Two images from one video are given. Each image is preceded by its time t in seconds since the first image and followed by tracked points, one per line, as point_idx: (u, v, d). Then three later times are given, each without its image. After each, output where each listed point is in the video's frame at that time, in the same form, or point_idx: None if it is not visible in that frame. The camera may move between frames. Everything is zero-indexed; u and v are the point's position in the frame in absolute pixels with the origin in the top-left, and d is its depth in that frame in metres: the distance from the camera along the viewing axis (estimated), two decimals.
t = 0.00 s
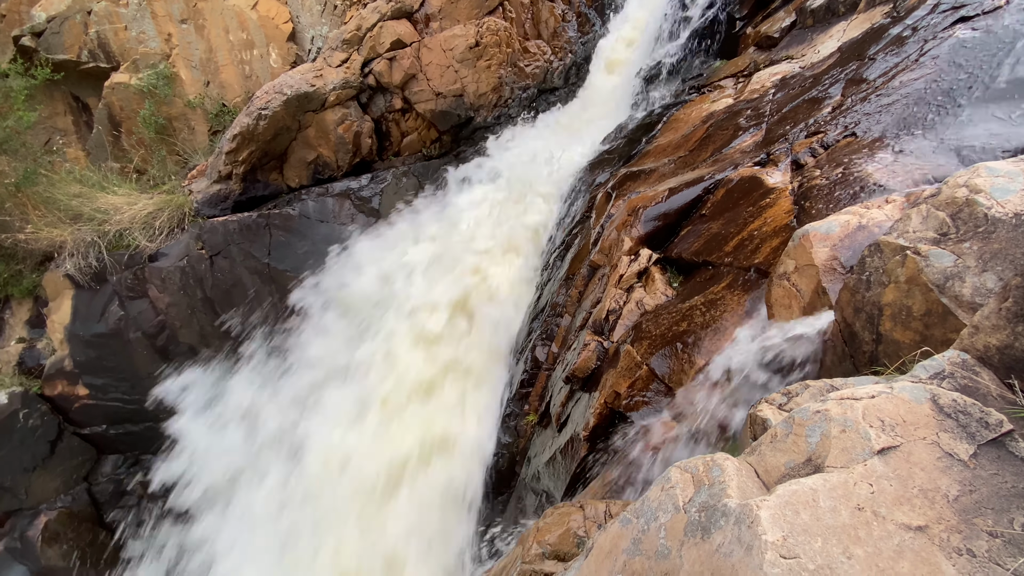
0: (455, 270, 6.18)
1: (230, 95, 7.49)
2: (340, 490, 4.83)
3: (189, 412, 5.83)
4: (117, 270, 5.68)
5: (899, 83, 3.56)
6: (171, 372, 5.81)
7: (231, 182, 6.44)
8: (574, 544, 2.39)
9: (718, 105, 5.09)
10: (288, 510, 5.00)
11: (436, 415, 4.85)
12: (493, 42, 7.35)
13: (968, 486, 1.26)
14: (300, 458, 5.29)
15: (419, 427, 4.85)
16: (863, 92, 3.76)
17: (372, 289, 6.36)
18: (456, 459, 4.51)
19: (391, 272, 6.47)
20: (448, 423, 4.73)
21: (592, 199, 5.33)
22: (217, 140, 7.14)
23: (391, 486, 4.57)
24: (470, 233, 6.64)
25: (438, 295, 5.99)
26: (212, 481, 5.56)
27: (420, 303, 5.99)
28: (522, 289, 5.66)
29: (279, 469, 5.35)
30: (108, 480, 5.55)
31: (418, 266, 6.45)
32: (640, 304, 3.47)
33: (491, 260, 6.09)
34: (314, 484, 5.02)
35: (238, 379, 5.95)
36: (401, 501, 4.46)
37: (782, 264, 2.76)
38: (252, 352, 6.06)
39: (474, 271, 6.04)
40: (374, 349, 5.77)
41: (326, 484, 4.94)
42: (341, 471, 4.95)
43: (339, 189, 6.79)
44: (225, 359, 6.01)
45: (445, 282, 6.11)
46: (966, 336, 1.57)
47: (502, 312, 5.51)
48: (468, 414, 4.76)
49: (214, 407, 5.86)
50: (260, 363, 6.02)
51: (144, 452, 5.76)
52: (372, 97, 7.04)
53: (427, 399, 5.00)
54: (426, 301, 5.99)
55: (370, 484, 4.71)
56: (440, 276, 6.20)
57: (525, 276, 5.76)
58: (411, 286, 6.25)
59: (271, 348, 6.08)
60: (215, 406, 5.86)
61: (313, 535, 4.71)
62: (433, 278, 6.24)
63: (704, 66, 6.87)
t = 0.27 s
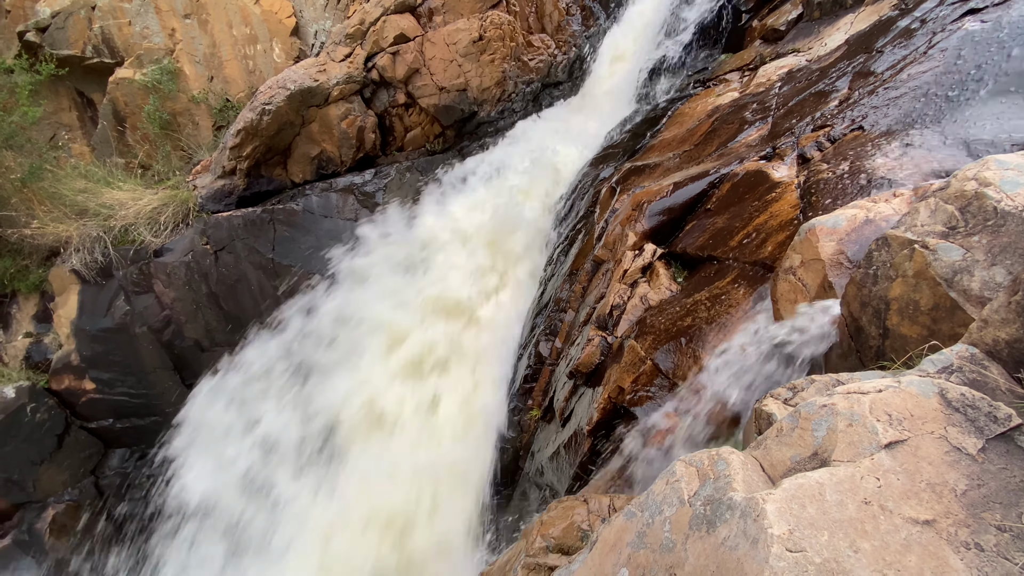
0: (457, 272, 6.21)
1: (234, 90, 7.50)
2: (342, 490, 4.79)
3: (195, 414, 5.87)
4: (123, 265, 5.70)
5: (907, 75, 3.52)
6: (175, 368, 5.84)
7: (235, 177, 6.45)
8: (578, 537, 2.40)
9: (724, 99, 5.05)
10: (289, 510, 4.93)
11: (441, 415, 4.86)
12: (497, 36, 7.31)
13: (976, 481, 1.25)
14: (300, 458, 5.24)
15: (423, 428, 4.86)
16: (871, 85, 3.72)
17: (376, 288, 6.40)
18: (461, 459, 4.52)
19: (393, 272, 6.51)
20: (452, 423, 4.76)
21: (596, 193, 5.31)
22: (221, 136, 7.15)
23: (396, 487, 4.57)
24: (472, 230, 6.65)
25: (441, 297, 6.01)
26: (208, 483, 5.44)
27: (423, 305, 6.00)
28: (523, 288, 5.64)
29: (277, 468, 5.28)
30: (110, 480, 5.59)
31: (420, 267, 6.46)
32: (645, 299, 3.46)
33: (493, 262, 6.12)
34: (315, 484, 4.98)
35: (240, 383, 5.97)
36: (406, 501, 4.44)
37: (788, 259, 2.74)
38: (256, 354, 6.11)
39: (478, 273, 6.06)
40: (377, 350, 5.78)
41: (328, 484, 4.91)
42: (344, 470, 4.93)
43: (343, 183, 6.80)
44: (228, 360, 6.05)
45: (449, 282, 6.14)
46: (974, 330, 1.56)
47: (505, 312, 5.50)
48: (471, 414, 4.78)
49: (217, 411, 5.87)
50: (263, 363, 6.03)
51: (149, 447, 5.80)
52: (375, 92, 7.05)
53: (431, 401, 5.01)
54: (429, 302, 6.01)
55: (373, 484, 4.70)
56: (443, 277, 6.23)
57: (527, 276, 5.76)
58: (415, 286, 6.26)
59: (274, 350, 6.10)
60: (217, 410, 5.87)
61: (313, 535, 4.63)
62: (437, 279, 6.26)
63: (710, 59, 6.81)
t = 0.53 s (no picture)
0: (459, 269, 6.19)
1: (239, 85, 7.51)
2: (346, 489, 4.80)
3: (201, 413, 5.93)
4: (130, 260, 5.75)
5: (917, 68, 3.48)
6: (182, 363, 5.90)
7: (240, 172, 6.47)
8: (583, 530, 2.41)
9: (731, 92, 5.01)
10: (293, 508, 4.97)
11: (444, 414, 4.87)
12: (502, 29, 7.25)
13: (984, 475, 1.25)
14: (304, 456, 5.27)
15: (426, 427, 4.86)
16: (880, 78, 3.68)
17: (380, 285, 6.41)
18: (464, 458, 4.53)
19: (396, 269, 6.49)
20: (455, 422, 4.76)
21: (601, 187, 5.29)
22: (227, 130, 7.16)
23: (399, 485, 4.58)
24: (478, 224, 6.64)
25: (444, 294, 5.99)
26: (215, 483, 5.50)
27: (425, 303, 6.00)
28: (525, 287, 5.64)
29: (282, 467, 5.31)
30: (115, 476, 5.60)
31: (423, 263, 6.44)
32: (650, 293, 3.45)
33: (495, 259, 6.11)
34: (319, 482, 5.00)
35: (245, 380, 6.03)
36: (409, 499, 4.45)
37: (795, 253, 2.72)
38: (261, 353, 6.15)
39: (480, 270, 6.05)
40: (380, 349, 5.79)
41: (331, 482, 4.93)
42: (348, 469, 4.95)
43: (348, 178, 6.80)
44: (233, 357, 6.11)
45: (451, 280, 6.11)
46: (983, 324, 1.55)
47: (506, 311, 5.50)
48: (474, 412, 4.78)
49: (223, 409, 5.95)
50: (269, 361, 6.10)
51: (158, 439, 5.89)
52: (380, 86, 7.00)
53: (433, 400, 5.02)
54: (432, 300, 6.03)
55: (376, 483, 4.71)
56: (447, 273, 6.22)
57: (529, 275, 5.75)
58: (417, 284, 6.25)
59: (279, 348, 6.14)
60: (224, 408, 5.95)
61: (316, 533, 4.63)
62: (439, 276, 6.23)
63: (717, 52, 6.73)
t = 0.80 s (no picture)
0: (462, 269, 6.16)
1: (244, 80, 7.52)
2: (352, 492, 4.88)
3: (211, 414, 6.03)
4: (137, 256, 5.77)
5: (926, 61, 3.44)
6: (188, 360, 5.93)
7: (245, 168, 6.48)
8: (587, 525, 2.42)
9: (737, 86, 4.97)
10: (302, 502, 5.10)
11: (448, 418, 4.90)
12: (506, 23, 7.22)
13: (991, 470, 1.25)
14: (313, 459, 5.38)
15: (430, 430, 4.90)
16: (889, 72, 3.64)
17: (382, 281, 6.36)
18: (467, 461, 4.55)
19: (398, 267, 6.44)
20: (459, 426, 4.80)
21: (606, 183, 5.28)
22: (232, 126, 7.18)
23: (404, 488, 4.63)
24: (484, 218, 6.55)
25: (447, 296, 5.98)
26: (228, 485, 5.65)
27: (429, 303, 5.97)
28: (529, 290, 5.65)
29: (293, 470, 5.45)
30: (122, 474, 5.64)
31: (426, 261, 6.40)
32: (655, 289, 3.44)
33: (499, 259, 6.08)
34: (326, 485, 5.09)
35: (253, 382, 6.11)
36: (413, 502, 4.50)
37: (801, 248, 2.71)
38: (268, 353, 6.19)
39: (483, 265, 6.07)
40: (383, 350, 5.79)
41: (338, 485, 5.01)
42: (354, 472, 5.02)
43: (352, 174, 6.81)
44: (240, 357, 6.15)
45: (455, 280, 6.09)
46: (993, 320, 1.55)
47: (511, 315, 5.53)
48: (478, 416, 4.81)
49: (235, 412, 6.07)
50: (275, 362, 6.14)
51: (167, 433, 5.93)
52: (384, 81, 7.00)
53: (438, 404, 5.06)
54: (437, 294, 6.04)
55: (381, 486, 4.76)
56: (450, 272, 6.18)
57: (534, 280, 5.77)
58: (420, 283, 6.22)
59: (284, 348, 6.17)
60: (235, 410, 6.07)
61: (324, 535, 4.72)
62: (442, 275, 6.20)
63: (723, 46, 6.66)
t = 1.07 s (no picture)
0: (466, 263, 6.10)
1: (249, 76, 7.53)
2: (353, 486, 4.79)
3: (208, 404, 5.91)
4: (145, 251, 5.81)
5: (936, 54, 3.40)
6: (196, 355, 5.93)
7: (251, 163, 6.50)
8: (592, 518, 2.43)
9: (744, 79, 4.93)
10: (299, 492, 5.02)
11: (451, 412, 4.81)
12: (511, 17, 7.19)
13: (1000, 465, 1.24)
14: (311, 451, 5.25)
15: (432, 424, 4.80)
16: (898, 65, 3.60)
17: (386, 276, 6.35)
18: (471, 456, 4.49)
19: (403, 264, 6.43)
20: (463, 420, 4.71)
21: (612, 177, 5.26)
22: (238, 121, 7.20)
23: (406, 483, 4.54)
24: (488, 213, 6.57)
25: (451, 289, 5.91)
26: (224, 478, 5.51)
27: (431, 298, 5.91)
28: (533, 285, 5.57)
29: (290, 461, 5.32)
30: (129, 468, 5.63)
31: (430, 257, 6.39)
32: (661, 284, 3.43)
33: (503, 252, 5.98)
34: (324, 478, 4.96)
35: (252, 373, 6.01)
36: (416, 494, 4.45)
37: (809, 243, 2.69)
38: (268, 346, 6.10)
39: (487, 258, 6.03)
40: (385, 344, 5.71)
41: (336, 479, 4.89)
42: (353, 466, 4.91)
43: (358, 169, 6.88)
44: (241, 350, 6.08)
45: (458, 274, 6.02)
46: (1002, 314, 1.54)
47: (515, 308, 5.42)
48: (482, 410, 4.74)
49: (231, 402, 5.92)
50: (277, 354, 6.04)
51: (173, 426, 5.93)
52: (389, 76, 6.99)
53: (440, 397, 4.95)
54: (439, 286, 5.99)
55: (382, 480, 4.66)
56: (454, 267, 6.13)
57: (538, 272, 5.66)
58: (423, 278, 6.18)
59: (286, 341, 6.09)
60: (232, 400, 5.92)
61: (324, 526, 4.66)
62: (445, 269, 6.16)
63: (730, 38, 6.60)
